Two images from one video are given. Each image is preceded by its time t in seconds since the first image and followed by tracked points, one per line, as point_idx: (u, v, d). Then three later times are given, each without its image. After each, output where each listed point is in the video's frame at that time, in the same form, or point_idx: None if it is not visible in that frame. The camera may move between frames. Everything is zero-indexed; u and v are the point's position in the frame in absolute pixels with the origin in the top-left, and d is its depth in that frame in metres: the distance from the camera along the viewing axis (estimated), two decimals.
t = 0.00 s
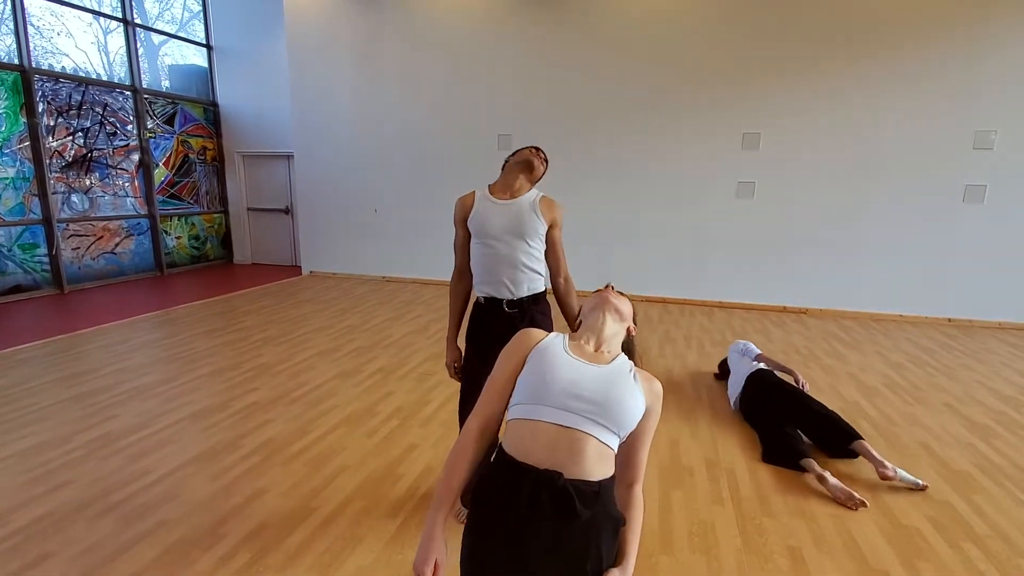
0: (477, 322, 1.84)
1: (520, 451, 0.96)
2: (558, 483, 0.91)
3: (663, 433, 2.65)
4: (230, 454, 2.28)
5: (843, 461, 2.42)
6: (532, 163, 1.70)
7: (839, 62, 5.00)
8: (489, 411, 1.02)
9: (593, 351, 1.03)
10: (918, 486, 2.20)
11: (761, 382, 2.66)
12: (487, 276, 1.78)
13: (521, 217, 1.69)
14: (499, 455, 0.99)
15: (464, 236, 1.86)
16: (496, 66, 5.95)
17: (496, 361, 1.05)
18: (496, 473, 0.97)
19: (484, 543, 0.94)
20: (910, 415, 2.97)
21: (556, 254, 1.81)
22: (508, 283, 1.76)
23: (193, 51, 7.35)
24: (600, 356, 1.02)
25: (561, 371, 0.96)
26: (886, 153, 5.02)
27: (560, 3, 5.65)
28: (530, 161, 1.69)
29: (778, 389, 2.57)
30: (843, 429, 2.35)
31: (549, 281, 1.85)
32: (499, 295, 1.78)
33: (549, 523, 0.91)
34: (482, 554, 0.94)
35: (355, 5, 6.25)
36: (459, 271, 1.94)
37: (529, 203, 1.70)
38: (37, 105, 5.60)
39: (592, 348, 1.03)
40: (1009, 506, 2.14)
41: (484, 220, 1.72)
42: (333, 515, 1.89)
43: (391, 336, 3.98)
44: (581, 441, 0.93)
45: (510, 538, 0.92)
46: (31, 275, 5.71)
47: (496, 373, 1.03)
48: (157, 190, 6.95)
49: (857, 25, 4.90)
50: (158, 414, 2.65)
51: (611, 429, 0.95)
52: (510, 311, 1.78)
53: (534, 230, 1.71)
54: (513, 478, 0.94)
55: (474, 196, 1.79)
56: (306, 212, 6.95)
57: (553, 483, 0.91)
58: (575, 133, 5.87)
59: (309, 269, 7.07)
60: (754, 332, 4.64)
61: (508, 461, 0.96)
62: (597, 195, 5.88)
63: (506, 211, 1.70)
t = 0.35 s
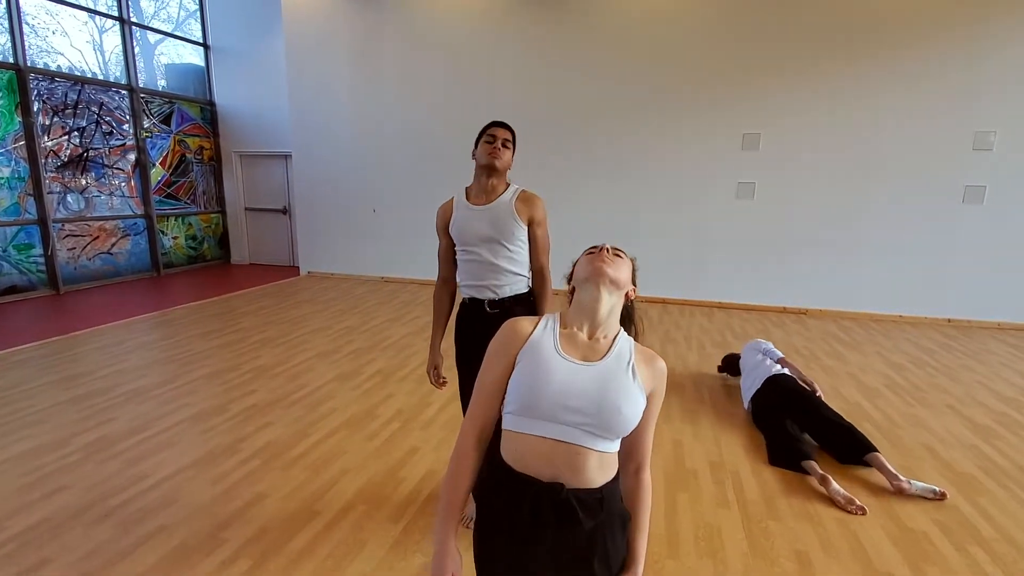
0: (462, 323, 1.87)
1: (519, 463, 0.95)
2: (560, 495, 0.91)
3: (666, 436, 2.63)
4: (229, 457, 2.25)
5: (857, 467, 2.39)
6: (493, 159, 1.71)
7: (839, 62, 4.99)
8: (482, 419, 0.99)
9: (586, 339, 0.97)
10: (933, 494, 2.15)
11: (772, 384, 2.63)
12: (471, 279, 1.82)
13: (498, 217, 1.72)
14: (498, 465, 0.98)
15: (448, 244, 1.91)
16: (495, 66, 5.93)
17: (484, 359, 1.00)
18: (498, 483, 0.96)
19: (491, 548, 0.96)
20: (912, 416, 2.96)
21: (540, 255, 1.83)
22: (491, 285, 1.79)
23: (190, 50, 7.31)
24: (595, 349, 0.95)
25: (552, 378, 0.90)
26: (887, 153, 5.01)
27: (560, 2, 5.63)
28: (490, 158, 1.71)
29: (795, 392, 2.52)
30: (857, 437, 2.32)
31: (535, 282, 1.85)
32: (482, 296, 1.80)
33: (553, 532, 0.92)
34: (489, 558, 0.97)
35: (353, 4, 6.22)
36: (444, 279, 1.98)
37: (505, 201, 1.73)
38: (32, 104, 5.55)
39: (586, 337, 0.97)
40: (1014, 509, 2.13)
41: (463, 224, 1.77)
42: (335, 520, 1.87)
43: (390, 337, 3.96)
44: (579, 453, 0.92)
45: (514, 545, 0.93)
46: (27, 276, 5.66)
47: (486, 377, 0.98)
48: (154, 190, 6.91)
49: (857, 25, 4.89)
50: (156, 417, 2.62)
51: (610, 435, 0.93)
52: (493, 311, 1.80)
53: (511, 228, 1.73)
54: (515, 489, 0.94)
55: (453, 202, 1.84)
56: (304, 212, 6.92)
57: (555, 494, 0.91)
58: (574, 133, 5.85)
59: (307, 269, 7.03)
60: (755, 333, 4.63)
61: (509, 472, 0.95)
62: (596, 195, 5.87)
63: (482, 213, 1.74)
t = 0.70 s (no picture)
0: (462, 323, 1.84)
1: (528, 467, 0.94)
2: (570, 497, 0.90)
3: (671, 438, 2.61)
4: (231, 460, 2.22)
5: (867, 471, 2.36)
6: (477, 163, 1.68)
7: (840, 62, 4.97)
8: (489, 426, 0.95)
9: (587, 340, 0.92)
10: (943, 499, 2.10)
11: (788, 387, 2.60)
12: (470, 280, 1.81)
13: (494, 218, 1.70)
14: (508, 470, 0.97)
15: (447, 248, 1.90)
16: (495, 66, 5.91)
17: (484, 364, 0.94)
18: (507, 489, 0.95)
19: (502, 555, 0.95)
20: (918, 418, 2.94)
21: (539, 252, 1.79)
22: (490, 286, 1.77)
23: (188, 49, 7.26)
24: (596, 355, 0.90)
25: (553, 396, 0.87)
26: (887, 153, 4.99)
27: (560, 2, 5.60)
28: (476, 162, 1.69)
29: (812, 398, 2.49)
30: (866, 442, 2.30)
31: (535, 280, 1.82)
32: (482, 295, 1.78)
33: (565, 536, 0.90)
34: (502, 565, 0.95)
35: (352, 4, 6.19)
36: (444, 281, 1.96)
37: (500, 202, 1.70)
38: (30, 103, 5.51)
39: (587, 338, 0.92)
40: None
41: (460, 228, 1.76)
42: (339, 525, 1.84)
43: (391, 338, 3.93)
44: (587, 463, 0.92)
45: (527, 552, 0.91)
46: (25, 277, 5.62)
47: (487, 383, 0.93)
48: (152, 190, 6.87)
49: (858, 24, 4.87)
50: (156, 419, 2.59)
51: (616, 445, 0.91)
52: (493, 310, 1.77)
53: (508, 228, 1.71)
54: (525, 494, 0.92)
55: (449, 206, 1.83)
56: (303, 212, 6.89)
57: (566, 498, 0.90)
58: (574, 133, 5.83)
59: (306, 269, 7.00)
60: (757, 333, 4.61)
61: (518, 477, 0.95)
62: (597, 195, 5.85)
63: (479, 215, 1.72)
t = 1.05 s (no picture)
0: (460, 321, 1.80)
1: (525, 473, 0.91)
2: (570, 501, 0.86)
3: (676, 441, 2.57)
4: (229, 464, 2.18)
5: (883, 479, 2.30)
6: (466, 167, 1.65)
7: (842, 62, 4.94)
8: (486, 436, 0.91)
9: (579, 346, 0.88)
10: (960, 511, 2.03)
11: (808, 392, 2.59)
12: (467, 279, 1.77)
13: (488, 216, 1.67)
14: (507, 474, 0.93)
15: (443, 249, 1.85)
16: (496, 65, 5.87)
17: (474, 375, 0.89)
18: (507, 495, 0.91)
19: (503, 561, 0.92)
20: (925, 419, 2.91)
21: (537, 248, 1.76)
22: (489, 285, 1.73)
23: (186, 49, 7.21)
24: (589, 361, 0.86)
25: (546, 410, 0.83)
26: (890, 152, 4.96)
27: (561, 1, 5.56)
28: (465, 166, 1.65)
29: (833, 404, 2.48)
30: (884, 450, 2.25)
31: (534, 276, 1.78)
32: (480, 294, 1.75)
33: (566, 540, 0.87)
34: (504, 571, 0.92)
35: (352, 3, 6.15)
36: (439, 281, 1.92)
37: (493, 201, 1.66)
38: (27, 102, 5.47)
39: (578, 343, 0.88)
40: None
41: (454, 229, 1.72)
42: (340, 530, 1.80)
43: (391, 339, 3.89)
44: (587, 470, 0.88)
45: (529, 557, 0.88)
46: (21, 277, 5.57)
47: (479, 395, 0.88)
48: (150, 190, 6.83)
49: (861, 23, 4.84)
50: (153, 422, 2.55)
51: (614, 452, 0.87)
52: (491, 308, 1.74)
53: (502, 226, 1.67)
54: (523, 498, 0.89)
55: (441, 209, 1.79)
56: (302, 212, 6.85)
57: (566, 503, 0.86)
58: (575, 133, 5.79)
59: (305, 270, 6.96)
60: (760, 334, 4.57)
61: (517, 481, 0.91)
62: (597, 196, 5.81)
63: (472, 215, 1.68)
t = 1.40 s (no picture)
0: (465, 322, 1.77)
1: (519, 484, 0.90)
2: (561, 516, 0.86)
3: (683, 446, 2.54)
4: (229, 470, 2.15)
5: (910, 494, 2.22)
6: (468, 171, 1.61)
7: (846, 62, 4.90)
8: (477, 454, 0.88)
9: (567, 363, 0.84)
10: (935, 521, 1.97)
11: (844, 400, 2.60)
12: (471, 280, 1.74)
13: (491, 218, 1.63)
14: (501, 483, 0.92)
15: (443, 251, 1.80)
16: (497, 65, 5.83)
17: (462, 395, 0.87)
18: (501, 507, 0.91)
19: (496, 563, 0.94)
20: (933, 423, 2.88)
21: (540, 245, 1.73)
22: (493, 286, 1.70)
23: (185, 48, 7.17)
24: (578, 379, 0.83)
25: (531, 432, 0.81)
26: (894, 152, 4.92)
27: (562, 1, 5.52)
28: (467, 169, 1.61)
29: (872, 418, 2.47)
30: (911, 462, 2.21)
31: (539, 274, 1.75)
32: (484, 294, 1.71)
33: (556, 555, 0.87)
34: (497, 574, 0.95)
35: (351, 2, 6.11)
36: (438, 282, 1.84)
37: (496, 202, 1.63)
38: (25, 101, 5.43)
39: (566, 359, 0.84)
40: None
41: (457, 232, 1.69)
42: (342, 538, 1.77)
43: (393, 341, 3.85)
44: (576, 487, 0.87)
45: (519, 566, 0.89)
46: (19, 278, 5.53)
47: (467, 414, 0.87)
48: (149, 190, 6.79)
49: (865, 22, 4.80)
50: (151, 426, 2.51)
51: (607, 470, 0.84)
52: (496, 307, 1.70)
53: (504, 226, 1.63)
54: (515, 510, 0.89)
55: (441, 211, 1.75)
56: (302, 212, 6.81)
57: (558, 517, 0.86)
58: (576, 133, 5.75)
59: (304, 271, 6.92)
60: (764, 335, 4.54)
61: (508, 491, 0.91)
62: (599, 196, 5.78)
63: (475, 218, 1.65)
